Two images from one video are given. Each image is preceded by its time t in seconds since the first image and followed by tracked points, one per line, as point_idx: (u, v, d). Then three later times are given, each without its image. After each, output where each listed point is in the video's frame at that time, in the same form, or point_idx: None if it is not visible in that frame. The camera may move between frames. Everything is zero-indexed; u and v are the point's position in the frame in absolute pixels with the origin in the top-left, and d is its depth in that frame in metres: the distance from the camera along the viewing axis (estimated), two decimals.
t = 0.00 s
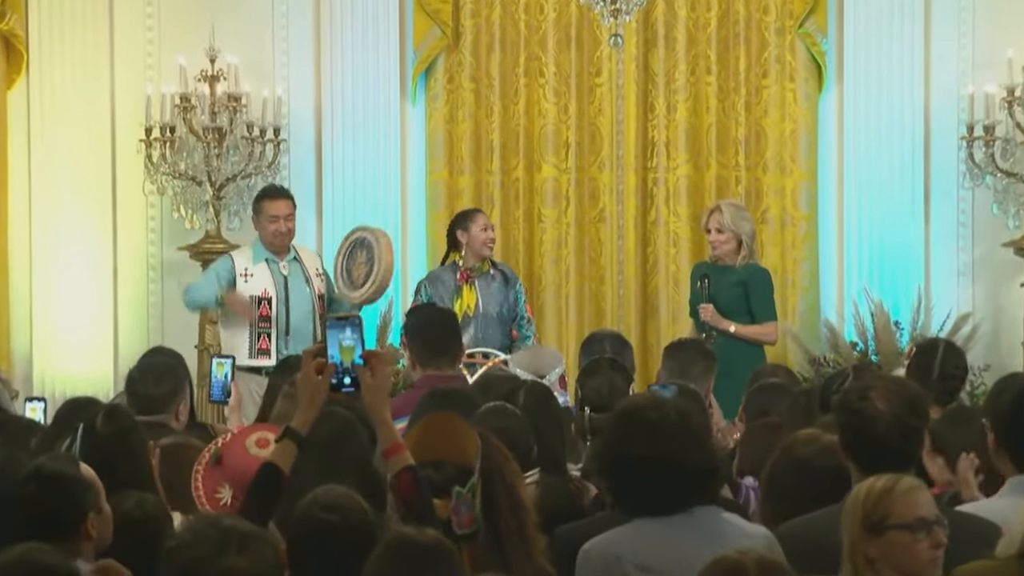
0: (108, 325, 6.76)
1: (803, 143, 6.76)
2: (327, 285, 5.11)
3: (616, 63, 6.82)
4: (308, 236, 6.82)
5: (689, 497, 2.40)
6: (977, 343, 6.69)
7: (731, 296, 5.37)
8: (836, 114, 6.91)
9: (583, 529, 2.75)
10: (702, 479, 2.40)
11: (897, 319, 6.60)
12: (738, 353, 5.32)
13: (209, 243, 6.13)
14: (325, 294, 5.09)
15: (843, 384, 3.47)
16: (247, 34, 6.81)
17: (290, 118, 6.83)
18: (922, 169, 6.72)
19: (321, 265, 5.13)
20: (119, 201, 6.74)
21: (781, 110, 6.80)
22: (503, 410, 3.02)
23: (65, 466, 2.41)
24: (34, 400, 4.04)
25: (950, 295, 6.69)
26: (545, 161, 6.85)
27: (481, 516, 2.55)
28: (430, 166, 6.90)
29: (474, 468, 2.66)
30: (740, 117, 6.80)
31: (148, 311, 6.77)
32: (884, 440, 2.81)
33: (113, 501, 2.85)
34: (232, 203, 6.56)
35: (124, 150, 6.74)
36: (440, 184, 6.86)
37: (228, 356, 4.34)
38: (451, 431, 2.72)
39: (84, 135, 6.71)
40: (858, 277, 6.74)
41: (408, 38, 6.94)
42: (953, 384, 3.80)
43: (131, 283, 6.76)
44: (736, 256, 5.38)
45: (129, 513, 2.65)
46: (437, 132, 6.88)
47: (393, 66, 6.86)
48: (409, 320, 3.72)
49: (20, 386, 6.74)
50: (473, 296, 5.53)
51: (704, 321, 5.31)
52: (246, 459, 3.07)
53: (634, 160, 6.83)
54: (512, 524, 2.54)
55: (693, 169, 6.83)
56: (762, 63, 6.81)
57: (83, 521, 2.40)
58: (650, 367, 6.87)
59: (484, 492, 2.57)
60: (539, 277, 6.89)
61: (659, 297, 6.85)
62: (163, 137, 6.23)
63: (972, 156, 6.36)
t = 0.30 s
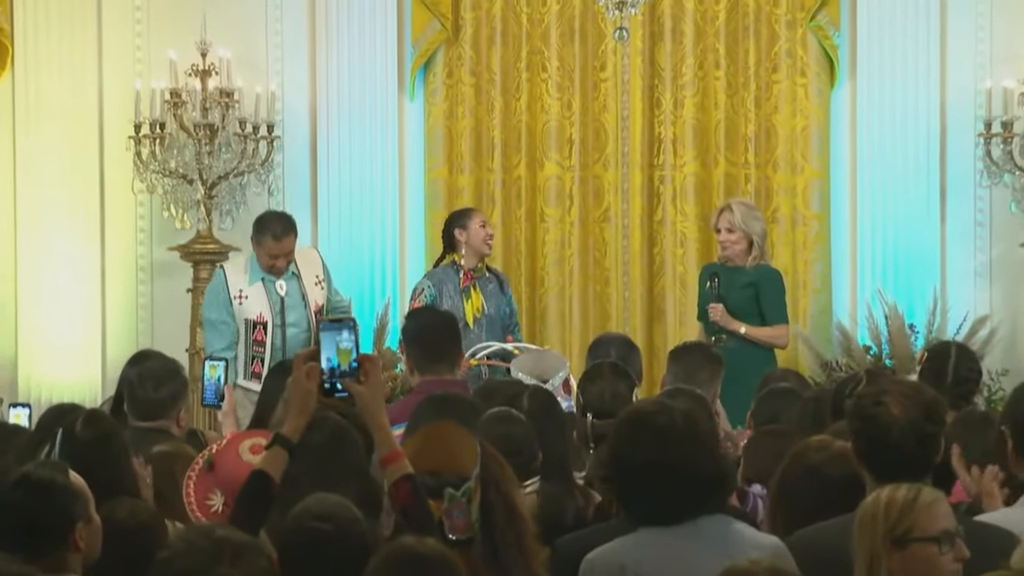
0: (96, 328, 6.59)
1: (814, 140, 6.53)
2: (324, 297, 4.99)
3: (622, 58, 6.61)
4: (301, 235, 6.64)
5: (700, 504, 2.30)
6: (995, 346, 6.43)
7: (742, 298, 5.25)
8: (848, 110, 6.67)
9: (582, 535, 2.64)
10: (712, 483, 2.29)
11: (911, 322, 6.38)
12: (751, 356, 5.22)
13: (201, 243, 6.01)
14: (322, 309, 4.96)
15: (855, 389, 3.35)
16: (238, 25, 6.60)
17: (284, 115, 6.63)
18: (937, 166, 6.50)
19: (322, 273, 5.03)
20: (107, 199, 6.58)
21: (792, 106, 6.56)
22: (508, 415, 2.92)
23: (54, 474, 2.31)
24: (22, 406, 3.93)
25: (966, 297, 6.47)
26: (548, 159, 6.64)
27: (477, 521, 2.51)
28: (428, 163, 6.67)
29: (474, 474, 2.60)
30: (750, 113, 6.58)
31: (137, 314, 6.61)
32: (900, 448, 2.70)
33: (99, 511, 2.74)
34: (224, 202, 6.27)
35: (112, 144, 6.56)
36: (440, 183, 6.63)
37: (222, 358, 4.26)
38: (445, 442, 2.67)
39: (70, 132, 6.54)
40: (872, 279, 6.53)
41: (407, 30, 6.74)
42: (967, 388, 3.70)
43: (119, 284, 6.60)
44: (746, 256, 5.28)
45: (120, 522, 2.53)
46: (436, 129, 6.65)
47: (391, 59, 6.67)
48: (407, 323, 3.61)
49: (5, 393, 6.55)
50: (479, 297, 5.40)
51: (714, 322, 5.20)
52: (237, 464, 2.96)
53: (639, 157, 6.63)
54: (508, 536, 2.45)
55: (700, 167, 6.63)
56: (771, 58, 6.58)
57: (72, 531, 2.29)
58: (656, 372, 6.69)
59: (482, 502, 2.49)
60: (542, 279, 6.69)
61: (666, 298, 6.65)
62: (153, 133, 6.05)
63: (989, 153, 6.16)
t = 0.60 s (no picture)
0: (87, 331, 6.49)
1: (827, 137, 6.31)
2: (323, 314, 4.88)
3: (628, 51, 6.42)
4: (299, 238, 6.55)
5: (715, 509, 2.21)
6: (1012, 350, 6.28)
7: (753, 299, 5.15)
8: (862, 107, 6.47)
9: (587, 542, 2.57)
10: (729, 486, 2.21)
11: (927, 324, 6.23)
12: (765, 359, 5.13)
13: (197, 242, 5.90)
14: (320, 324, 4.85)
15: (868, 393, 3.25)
16: (234, 19, 6.52)
17: (280, 112, 6.55)
18: (954, 163, 6.32)
19: (323, 287, 4.94)
20: (98, 198, 6.48)
21: (804, 102, 6.35)
22: (513, 418, 2.85)
23: (49, 480, 2.26)
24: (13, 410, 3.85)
25: (983, 299, 6.30)
26: (553, 156, 6.48)
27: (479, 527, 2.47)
28: (430, 161, 6.53)
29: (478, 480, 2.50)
30: (760, 109, 6.37)
31: (129, 317, 6.51)
32: (916, 453, 2.60)
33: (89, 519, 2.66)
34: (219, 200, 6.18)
35: (104, 140, 6.45)
36: (441, 181, 6.49)
37: (217, 364, 4.17)
38: (451, 446, 2.57)
39: (61, 128, 6.44)
40: (887, 280, 6.37)
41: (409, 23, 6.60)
42: (983, 391, 3.60)
43: (111, 285, 6.49)
44: (756, 257, 5.17)
45: (118, 530, 2.41)
46: (437, 127, 6.51)
47: (390, 57, 6.55)
48: (411, 326, 3.52)
49: None
50: (480, 299, 5.32)
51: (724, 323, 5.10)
52: (234, 470, 2.87)
53: (647, 155, 6.41)
54: (511, 539, 2.46)
55: (710, 165, 6.42)
56: (783, 52, 6.37)
57: (66, 539, 2.23)
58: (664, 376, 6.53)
59: (486, 507, 2.49)
60: (547, 280, 6.53)
61: (674, 300, 6.46)
62: (145, 129, 5.95)
63: (1006, 151, 5.96)
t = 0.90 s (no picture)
0: (80, 333, 6.40)
1: (842, 134, 6.17)
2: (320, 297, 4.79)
3: (637, 46, 6.31)
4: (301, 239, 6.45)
5: (734, 516, 2.16)
6: None
7: (757, 302, 5.06)
8: (877, 105, 6.35)
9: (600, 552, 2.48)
10: (749, 495, 2.16)
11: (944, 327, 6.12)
12: (774, 363, 5.03)
13: (192, 243, 5.73)
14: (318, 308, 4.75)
15: (883, 398, 3.17)
16: (232, 13, 6.41)
17: (278, 110, 6.46)
18: (972, 162, 6.21)
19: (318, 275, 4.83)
20: (93, 197, 6.38)
21: (818, 98, 6.21)
22: (520, 423, 2.76)
23: (39, 485, 2.20)
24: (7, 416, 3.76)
25: (1002, 300, 6.18)
26: (559, 154, 6.37)
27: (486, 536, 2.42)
28: (433, 159, 6.44)
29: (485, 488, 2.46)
30: (773, 106, 6.25)
31: (123, 319, 6.42)
32: (936, 459, 2.51)
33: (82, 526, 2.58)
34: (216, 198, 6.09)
35: (97, 138, 6.36)
36: (445, 180, 6.39)
37: (216, 367, 4.01)
38: (455, 453, 2.52)
39: (55, 126, 6.34)
40: (904, 281, 6.25)
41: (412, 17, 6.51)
42: (1002, 395, 3.51)
43: (105, 287, 6.40)
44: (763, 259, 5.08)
45: (106, 539, 2.31)
46: (440, 123, 6.42)
47: (393, 53, 6.47)
48: (416, 328, 3.43)
49: None
50: (487, 298, 5.22)
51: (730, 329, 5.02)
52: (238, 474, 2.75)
53: (656, 153, 6.31)
54: (517, 550, 2.42)
55: (722, 163, 6.31)
56: (797, 47, 6.24)
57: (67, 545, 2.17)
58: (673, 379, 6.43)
59: (492, 515, 2.45)
60: (553, 281, 6.43)
61: (684, 302, 6.34)
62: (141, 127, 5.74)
63: None
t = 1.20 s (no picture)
0: (72, 334, 6.26)
1: (856, 130, 6.07)
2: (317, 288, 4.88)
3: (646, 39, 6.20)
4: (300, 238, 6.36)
5: (752, 522, 2.09)
6: None
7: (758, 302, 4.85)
8: (894, 98, 6.25)
9: (603, 558, 2.42)
10: (767, 499, 2.09)
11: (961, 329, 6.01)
12: (775, 368, 4.81)
13: (186, 242, 5.63)
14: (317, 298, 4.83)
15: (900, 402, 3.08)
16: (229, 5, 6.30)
17: (276, 106, 6.36)
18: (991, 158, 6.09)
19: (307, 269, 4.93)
20: (85, 196, 6.26)
21: (832, 94, 6.11)
22: (524, 427, 2.68)
23: (25, 490, 2.15)
24: None
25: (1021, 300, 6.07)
26: (565, 151, 6.26)
27: (494, 544, 2.38)
28: (436, 156, 6.35)
29: (493, 498, 2.38)
30: (786, 100, 6.13)
31: (116, 320, 6.29)
32: (954, 466, 2.42)
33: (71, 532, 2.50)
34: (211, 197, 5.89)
35: (89, 134, 6.22)
36: (447, 177, 6.31)
37: (210, 371, 3.91)
38: (463, 458, 2.44)
39: (44, 122, 6.19)
40: (921, 282, 6.13)
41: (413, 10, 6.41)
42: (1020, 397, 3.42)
43: (97, 286, 6.28)
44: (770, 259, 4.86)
45: (88, 548, 2.22)
46: (443, 119, 6.33)
47: (394, 46, 6.36)
48: (418, 330, 3.34)
49: None
50: (494, 307, 5.15)
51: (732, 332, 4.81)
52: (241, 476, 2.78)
53: (664, 150, 6.22)
54: (524, 556, 2.39)
55: (732, 160, 6.20)
56: (810, 40, 6.13)
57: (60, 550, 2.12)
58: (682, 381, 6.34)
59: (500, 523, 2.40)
60: (559, 281, 6.32)
61: (694, 304, 6.25)
62: (133, 121, 5.61)
63: None
